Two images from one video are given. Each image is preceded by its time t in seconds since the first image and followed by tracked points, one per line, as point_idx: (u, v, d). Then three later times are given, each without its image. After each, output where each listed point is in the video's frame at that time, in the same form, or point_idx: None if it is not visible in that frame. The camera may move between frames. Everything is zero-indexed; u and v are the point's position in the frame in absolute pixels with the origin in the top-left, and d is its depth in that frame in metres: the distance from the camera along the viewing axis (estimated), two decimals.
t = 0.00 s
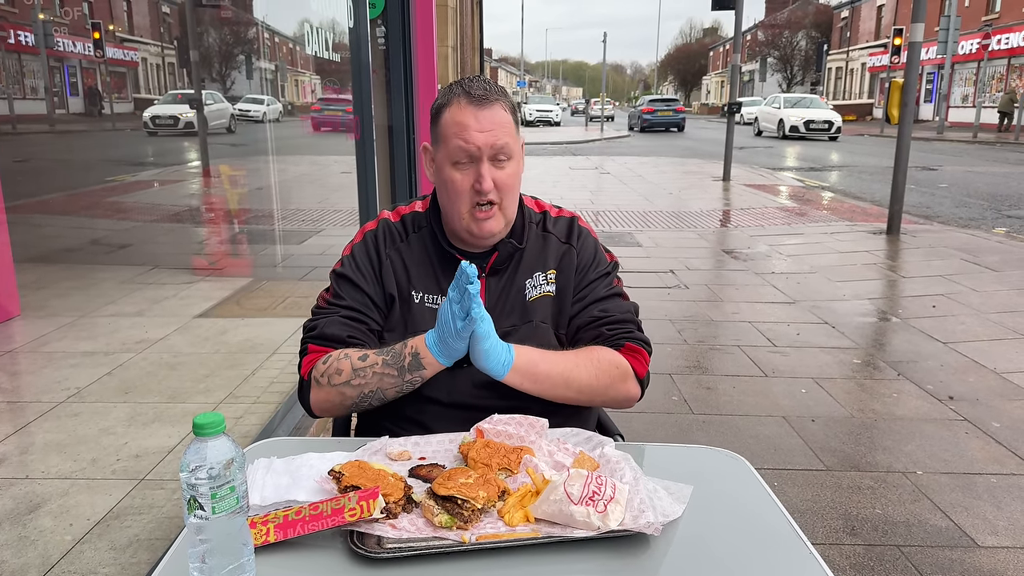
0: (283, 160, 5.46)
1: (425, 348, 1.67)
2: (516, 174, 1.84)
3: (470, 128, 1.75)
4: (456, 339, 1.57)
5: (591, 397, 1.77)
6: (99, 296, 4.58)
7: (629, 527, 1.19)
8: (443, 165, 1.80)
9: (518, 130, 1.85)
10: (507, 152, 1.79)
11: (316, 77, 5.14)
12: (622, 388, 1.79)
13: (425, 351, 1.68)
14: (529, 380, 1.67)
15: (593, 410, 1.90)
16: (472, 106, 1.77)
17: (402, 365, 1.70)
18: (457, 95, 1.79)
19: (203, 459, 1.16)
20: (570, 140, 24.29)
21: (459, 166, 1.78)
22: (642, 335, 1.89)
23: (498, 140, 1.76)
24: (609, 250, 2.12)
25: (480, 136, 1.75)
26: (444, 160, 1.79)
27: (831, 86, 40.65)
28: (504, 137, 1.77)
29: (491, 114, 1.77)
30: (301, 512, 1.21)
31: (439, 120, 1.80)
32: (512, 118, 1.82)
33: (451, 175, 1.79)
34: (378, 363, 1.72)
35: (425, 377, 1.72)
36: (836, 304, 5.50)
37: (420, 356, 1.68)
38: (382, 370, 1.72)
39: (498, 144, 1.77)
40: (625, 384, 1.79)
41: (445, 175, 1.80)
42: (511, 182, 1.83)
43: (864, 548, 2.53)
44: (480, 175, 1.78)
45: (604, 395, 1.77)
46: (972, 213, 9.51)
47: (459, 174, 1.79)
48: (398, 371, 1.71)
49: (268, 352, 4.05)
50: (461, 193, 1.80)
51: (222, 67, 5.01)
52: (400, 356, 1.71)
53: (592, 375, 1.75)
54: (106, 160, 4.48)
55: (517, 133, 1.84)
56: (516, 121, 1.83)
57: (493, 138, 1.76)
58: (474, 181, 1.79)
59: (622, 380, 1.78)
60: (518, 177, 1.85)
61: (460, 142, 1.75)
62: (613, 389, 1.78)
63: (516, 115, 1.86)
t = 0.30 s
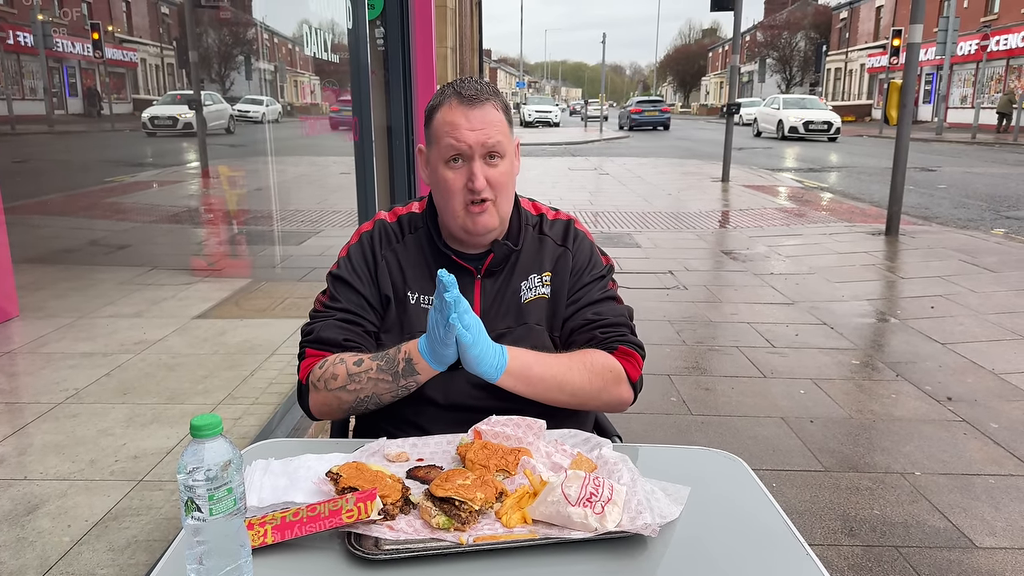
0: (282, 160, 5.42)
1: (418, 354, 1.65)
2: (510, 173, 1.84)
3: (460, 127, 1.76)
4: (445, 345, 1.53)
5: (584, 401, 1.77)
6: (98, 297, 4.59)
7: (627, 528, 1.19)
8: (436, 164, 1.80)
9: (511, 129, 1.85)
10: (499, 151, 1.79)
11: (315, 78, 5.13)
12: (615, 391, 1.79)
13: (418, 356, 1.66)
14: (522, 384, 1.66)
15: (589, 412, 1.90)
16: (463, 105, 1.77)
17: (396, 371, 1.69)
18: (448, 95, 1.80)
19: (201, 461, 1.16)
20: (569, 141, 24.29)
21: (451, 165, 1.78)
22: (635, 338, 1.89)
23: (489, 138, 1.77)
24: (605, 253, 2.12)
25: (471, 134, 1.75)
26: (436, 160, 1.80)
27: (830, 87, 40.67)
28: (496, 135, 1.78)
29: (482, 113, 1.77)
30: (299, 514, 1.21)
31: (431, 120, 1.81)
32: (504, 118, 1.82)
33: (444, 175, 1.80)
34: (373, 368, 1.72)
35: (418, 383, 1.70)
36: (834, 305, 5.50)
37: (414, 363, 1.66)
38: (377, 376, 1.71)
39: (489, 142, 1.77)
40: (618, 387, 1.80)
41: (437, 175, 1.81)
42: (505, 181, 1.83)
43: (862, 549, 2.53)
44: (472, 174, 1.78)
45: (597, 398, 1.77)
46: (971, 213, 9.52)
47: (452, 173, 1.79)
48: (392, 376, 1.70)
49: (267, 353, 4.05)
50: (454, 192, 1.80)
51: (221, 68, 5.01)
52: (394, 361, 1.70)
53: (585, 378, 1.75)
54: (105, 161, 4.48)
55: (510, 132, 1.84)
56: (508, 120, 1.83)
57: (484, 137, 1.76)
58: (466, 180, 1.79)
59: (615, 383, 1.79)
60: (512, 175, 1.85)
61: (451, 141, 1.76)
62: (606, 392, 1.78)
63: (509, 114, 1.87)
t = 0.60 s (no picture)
0: (281, 161, 5.41)
1: (423, 360, 1.65)
2: (504, 173, 1.84)
3: (452, 128, 1.76)
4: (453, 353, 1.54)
5: (581, 401, 1.76)
6: (97, 298, 4.59)
7: (627, 529, 1.19)
8: (429, 165, 1.81)
9: (504, 129, 1.85)
10: (491, 151, 1.79)
11: (314, 78, 5.15)
12: (612, 393, 1.79)
13: (423, 363, 1.66)
14: (522, 379, 1.66)
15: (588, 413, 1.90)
16: (455, 106, 1.78)
17: (399, 377, 1.69)
18: (441, 96, 1.81)
19: (200, 462, 1.15)
20: (569, 141, 24.28)
21: (443, 165, 1.79)
22: (632, 340, 1.89)
23: (481, 139, 1.77)
24: (602, 254, 2.12)
25: (463, 135, 1.76)
26: (429, 160, 1.81)
27: (829, 88, 40.68)
28: (488, 136, 1.78)
29: (474, 114, 1.77)
30: (298, 515, 1.21)
31: (424, 121, 1.82)
32: (498, 118, 1.82)
33: (436, 175, 1.81)
34: (375, 374, 1.71)
35: (421, 390, 1.70)
36: (833, 305, 5.50)
37: (418, 369, 1.66)
38: (379, 381, 1.71)
39: (481, 142, 1.77)
40: (615, 390, 1.80)
41: (431, 175, 1.82)
42: (498, 181, 1.83)
43: (861, 550, 2.53)
44: (464, 175, 1.78)
45: (595, 399, 1.77)
46: (970, 214, 9.53)
47: (444, 174, 1.80)
48: (395, 382, 1.69)
49: (266, 353, 4.04)
50: (446, 193, 1.81)
51: (221, 68, 5.02)
52: (397, 367, 1.69)
53: (584, 379, 1.75)
54: (104, 161, 4.49)
55: (504, 132, 1.84)
56: (502, 121, 1.83)
57: (476, 137, 1.76)
58: (459, 181, 1.80)
59: (613, 385, 1.79)
60: (505, 176, 1.85)
61: (443, 142, 1.77)
62: (603, 394, 1.78)
63: (503, 115, 1.86)
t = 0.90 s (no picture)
0: (280, 162, 5.43)
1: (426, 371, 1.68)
2: (502, 174, 1.84)
3: (450, 129, 1.76)
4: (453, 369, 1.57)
5: (582, 399, 1.77)
6: (96, 299, 4.59)
7: (627, 530, 1.19)
8: (428, 167, 1.81)
9: (502, 130, 1.85)
10: (490, 153, 1.79)
11: (314, 79, 5.14)
12: (613, 393, 1.79)
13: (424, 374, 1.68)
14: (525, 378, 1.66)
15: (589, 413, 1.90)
16: (453, 108, 1.78)
17: (400, 386, 1.70)
18: (439, 98, 1.81)
19: (199, 463, 1.15)
20: (568, 142, 24.30)
21: (442, 167, 1.79)
22: (634, 340, 1.89)
23: (480, 140, 1.77)
24: (602, 254, 2.12)
25: (461, 137, 1.76)
26: (428, 162, 1.81)
27: (828, 89, 40.72)
28: (486, 137, 1.78)
29: (472, 116, 1.77)
30: (298, 516, 1.20)
31: (422, 123, 1.81)
32: (496, 119, 1.82)
33: (435, 177, 1.81)
34: (377, 381, 1.73)
35: (417, 404, 1.71)
36: (832, 306, 5.51)
37: (418, 380, 1.69)
38: (380, 389, 1.72)
39: (479, 144, 1.77)
40: (617, 389, 1.80)
41: (430, 177, 1.82)
42: (497, 182, 1.83)
43: (861, 550, 2.53)
44: (463, 176, 1.78)
45: (596, 398, 1.78)
46: (969, 215, 9.54)
47: (443, 176, 1.80)
48: (393, 391, 1.71)
49: (265, 354, 4.04)
50: (446, 194, 1.81)
51: (219, 69, 5.01)
52: (399, 375, 1.71)
53: (587, 379, 1.75)
54: (103, 162, 4.49)
55: (501, 133, 1.84)
56: (499, 122, 1.83)
57: (474, 139, 1.76)
58: (458, 182, 1.80)
59: (615, 385, 1.79)
60: (504, 177, 1.85)
61: (441, 145, 1.77)
62: (605, 393, 1.78)
63: (500, 116, 1.87)
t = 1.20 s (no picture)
0: (278, 163, 5.44)
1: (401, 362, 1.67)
2: (502, 174, 1.84)
3: (451, 129, 1.76)
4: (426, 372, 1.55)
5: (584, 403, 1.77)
6: (94, 299, 4.58)
7: (626, 530, 1.19)
8: (428, 167, 1.81)
9: (502, 131, 1.85)
10: (491, 152, 1.79)
11: (312, 80, 5.14)
12: (616, 394, 1.79)
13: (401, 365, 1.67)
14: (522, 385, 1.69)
15: (588, 413, 1.90)
16: (454, 107, 1.78)
17: (375, 374, 1.68)
18: (439, 97, 1.81)
19: (198, 463, 1.15)
20: (568, 143, 24.31)
21: (442, 167, 1.79)
22: (635, 339, 1.89)
23: (481, 140, 1.77)
24: (602, 253, 2.12)
25: (463, 137, 1.76)
26: (428, 162, 1.81)
27: (826, 90, 40.77)
28: (487, 137, 1.78)
29: (473, 115, 1.78)
30: (297, 516, 1.20)
31: (422, 123, 1.81)
32: (496, 119, 1.82)
33: (435, 177, 1.81)
34: (355, 370, 1.72)
35: (390, 396, 1.68)
36: (832, 307, 5.51)
37: (392, 370, 1.67)
38: (357, 378, 1.71)
39: (480, 144, 1.77)
40: (620, 391, 1.79)
41: (431, 177, 1.82)
42: (497, 182, 1.83)
43: (860, 551, 2.53)
44: (464, 176, 1.78)
45: (598, 400, 1.78)
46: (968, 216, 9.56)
47: (444, 175, 1.80)
48: (369, 380, 1.69)
49: (264, 355, 4.03)
50: (446, 194, 1.81)
51: (218, 70, 5.01)
52: (377, 365, 1.70)
53: (587, 383, 1.75)
54: (102, 162, 4.48)
55: (501, 133, 1.85)
56: (500, 122, 1.83)
57: (475, 139, 1.77)
58: (459, 182, 1.80)
59: (617, 386, 1.78)
60: (504, 177, 1.85)
61: (442, 144, 1.77)
62: (608, 394, 1.78)
63: (500, 116, 1.87)
